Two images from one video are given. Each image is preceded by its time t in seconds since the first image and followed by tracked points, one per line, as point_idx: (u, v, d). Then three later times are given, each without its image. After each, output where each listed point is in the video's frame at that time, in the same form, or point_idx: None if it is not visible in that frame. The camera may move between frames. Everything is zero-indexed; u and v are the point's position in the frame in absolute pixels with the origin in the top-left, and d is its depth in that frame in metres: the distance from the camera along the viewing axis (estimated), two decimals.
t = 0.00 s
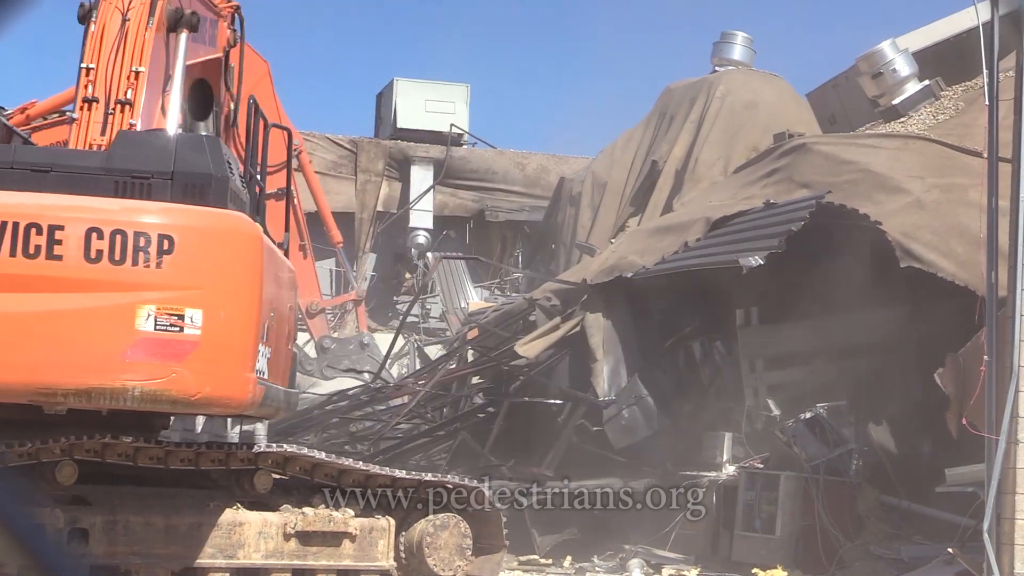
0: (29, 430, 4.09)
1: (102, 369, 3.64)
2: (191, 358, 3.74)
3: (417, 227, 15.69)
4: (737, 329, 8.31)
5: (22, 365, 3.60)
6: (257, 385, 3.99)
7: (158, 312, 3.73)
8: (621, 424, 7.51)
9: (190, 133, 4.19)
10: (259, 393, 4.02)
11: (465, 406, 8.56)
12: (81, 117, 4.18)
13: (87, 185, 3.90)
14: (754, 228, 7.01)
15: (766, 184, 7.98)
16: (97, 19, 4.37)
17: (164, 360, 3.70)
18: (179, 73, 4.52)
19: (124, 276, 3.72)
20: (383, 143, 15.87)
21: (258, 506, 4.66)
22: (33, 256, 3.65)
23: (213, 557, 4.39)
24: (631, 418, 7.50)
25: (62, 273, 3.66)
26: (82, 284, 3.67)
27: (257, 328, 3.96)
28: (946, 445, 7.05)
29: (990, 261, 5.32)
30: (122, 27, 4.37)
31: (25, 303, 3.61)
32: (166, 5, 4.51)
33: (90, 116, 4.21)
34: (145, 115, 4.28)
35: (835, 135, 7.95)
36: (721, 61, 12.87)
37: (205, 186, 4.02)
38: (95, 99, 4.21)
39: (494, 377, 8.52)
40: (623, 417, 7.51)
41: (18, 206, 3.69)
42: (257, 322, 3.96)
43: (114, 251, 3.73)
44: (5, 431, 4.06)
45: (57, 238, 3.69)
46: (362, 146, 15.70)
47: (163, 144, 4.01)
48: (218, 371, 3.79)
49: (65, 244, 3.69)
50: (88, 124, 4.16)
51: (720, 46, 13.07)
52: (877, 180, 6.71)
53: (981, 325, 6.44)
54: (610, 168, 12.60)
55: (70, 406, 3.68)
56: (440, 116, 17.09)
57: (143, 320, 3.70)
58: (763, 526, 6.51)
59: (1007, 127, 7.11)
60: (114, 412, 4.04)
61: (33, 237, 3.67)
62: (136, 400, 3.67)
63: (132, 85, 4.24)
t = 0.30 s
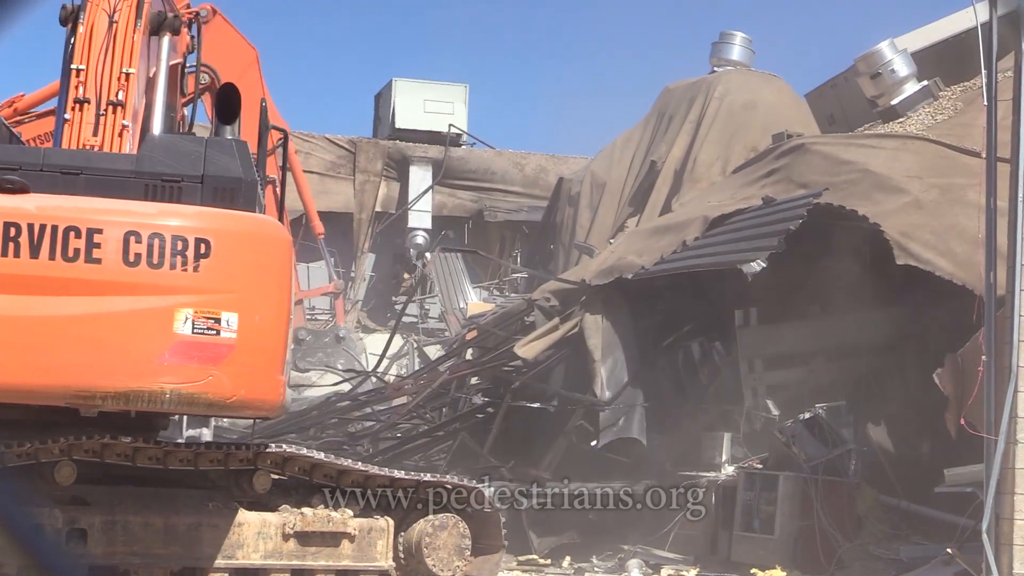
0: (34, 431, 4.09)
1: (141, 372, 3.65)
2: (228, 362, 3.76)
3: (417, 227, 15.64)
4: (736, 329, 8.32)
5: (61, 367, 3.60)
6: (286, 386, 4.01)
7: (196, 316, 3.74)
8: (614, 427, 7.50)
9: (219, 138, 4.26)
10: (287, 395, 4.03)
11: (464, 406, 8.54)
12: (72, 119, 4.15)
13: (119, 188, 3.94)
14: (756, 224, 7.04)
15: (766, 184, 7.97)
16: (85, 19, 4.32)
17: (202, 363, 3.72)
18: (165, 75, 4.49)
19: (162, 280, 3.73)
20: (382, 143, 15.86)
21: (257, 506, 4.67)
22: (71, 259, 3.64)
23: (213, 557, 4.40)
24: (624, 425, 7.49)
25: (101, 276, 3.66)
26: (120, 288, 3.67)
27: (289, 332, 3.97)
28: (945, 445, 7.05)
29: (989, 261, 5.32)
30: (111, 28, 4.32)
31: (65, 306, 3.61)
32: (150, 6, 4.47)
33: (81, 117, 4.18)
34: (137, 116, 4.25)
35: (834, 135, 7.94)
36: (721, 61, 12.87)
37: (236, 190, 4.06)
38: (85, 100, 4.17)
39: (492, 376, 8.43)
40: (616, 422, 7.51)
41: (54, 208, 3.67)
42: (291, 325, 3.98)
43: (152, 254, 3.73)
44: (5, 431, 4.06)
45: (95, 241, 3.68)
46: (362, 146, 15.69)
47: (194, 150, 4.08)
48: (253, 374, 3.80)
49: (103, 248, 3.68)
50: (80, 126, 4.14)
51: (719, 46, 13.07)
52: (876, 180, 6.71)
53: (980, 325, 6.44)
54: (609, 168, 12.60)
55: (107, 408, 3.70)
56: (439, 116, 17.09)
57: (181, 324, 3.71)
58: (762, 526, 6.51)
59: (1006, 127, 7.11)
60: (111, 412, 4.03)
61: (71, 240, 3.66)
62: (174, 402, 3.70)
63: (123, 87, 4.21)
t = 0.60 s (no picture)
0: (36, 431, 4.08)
1: (157, 373, 3.66)
2: (243, 363, 3.77)
3: (417, 227, 15.68)
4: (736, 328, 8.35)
5: (78, 368, 3.60)
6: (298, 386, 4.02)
7: (211, 317, 3.75)
8: (607, 437, 7.69)
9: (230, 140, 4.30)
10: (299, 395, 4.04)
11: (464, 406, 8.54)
12: (69, 118, 4.12)
13: (130, 189, 3.95)
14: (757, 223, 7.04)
15: (766, 184, 7.97)
16: (79, 19, 4.27)
17: (218, 364, 3.73)
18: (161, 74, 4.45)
19: (178, 281, 3.73)
20: (382, 143, 15.86)
21: (257, 506, 4.67)
22: (88, 260, 3.64)
23: (214, 557, 4.40)
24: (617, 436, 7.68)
25: (118, 277, 3.66)
26: (137, 288, 3.67)
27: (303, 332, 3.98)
28: (945, 445, 7.05)
29: (989, 261, 5.32)
30: (107, 27, 4.28)
31: (82, 307, 3.61)
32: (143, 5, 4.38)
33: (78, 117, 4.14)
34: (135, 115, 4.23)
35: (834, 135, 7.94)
36: (721, 61, 12.87)
37: (249, 192, 4.10)
38: (82, 99, 4.14)
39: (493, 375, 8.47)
40: (609, 433, 7.71)
41: (70, 209, 3.67)
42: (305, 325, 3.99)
43: (168, 255, 3.73)
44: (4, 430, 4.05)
45: (112, 242, 3.68)
46: (362, 146, 15.68)
47: (206, 152, 4.12)
48: (267, 375, 3.81)
49: (120, 249, 3.68)
50: (78, 125, 4.11)
51: (719, 46, 13.07)
52: (876, 180, 6.71)
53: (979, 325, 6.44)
54: (609, 168, 12.60)
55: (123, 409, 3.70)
56: (439, 116, 17.09)
57: (197, 324, 3.72)
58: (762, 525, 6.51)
59: (1006, 127, 7.11)
60: (115, 412, 4.03)
61: (88, 241, 3.66)
62: (190, 403, 3.71)
63: (120, 86, 4.18)
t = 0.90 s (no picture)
0: (35, 430, 4.09)
1: (155, 373, 3.65)
2: (241, 363, 3.76)
3: (417, 227, 15.74)
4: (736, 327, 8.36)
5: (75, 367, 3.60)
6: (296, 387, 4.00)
7: (209, 317, 3.74)
8: (602, 439, 7.70)
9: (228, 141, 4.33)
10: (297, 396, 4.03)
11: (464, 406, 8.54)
12: (69, 116, 4.11)
13: (130, 190, 3.97)
14: (756, 224, 7.04)
15: (766, 184, 7.97)
16: (80, 14, 4.25)
17: (215, 364, 3.72)
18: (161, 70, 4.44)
19: (176, 281, 3.73)
20: (382, 143, 15.85)
21: (257, 506, 4.66)
22: (86, 260, 3.64)
23: (214, 558, 4.39)
24: (614, 437, 7.69)
25: (117, 277, 3.66)
26: (136, 288, 3.67)
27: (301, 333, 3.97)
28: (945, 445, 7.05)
29: (989, 261, 5.31)
30: (107, 24, 4.26)
31: (80, 307, 3.61)
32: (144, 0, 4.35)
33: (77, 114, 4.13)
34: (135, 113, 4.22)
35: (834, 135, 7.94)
36: (721, 61, 12.87)
37: (247, 191, 4.12)
38: (82, 97, 4.13)
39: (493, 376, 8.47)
40: (605, 434, 7.72)
41: (68, 209, 3.67)
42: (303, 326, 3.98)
43: (166, 255, 3.73)
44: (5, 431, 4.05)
45: (110, 242, 3.68)
46: (362, 146, 15.69)
47: (206, 152, 4.14)
48: (265, 376, 3.80)
49: (118, 249, 3.68)
50: (78, 123, 4.11)
51: (720, 46, 13.06)
52: (876, 180, 6.70)
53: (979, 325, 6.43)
54: (610, 168, 12.61)
55: (120, 409, 3.69)
56: (439, 116, 17.08)
57: (194, 325, 3.71)
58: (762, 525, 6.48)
59: (1006, 127, 7.10)
60: (114, 412, 4.02)
61: (86, 241, 3.66)
62: (186, 403, 3.69)
63: (120, 84, 4.17)
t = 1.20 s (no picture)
0: (34, 430, 4.09)
1: (137, 371, 3.62)
2: (224, 362, 3.73)
3: (417, 227, 15.67)
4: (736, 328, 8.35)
5: (55, 366, 3.57)
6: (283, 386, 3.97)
7: (191, 316, 3.71)
8: (606, 440, 7.58)
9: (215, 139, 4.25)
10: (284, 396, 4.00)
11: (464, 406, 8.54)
12: (71, 115, 4.11)
13: (116, 189, 3.93)
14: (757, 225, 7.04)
15: (766, 184, 7.97)
16: (85, 11, 4.28)
17: (197, 363, 3.69)
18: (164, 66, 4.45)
19: (159, 280, 3.70)
20: (383, 143, 15.84)
21: (257, 506, 4.66)
22: (67, 259, 3.62)
23: (213, 557, 4.40)
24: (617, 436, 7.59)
25: (98, 275, 3.64)
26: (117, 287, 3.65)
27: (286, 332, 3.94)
28: (945, 445, 7.05)
29: (990, 261, 5.30)
30: (111, 21, 4.27)
31: (60, 306, 3.58)
32: None
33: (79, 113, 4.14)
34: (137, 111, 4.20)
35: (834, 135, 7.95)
36: (721, 61, 12.87)
37: (233, 190, 4.06)
38: (85, 95, 4.14)
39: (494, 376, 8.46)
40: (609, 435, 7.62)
41: (51, 208, 3.65)
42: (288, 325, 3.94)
43: (148, 254, 3.71)
44: (5, 431, 4.06)
45: (92, 241, 3.66)
46: (362, 146, 15.69)
47: (191, 150, 4.07)
48: (249, 374, 3.76)
49: (100, 248, 3.66)
50: (80, 121, 4.10)
51: (720, 46, 13.06)
52: (876, 180, 6.70)
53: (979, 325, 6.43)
54: (610, 168, 12.61)
55: (102, 409, 3.66)
56: (439, 117, 17.08)
57: (177, 323, 3.68)
58: (762, 526, 6.46)
59: (1006, 127, 7.10)
60: (111, 412, 4.02)
61: (68, 240, 3.64)
62: (169, 402, 3.66)
63: (122, 82, 4.17)
